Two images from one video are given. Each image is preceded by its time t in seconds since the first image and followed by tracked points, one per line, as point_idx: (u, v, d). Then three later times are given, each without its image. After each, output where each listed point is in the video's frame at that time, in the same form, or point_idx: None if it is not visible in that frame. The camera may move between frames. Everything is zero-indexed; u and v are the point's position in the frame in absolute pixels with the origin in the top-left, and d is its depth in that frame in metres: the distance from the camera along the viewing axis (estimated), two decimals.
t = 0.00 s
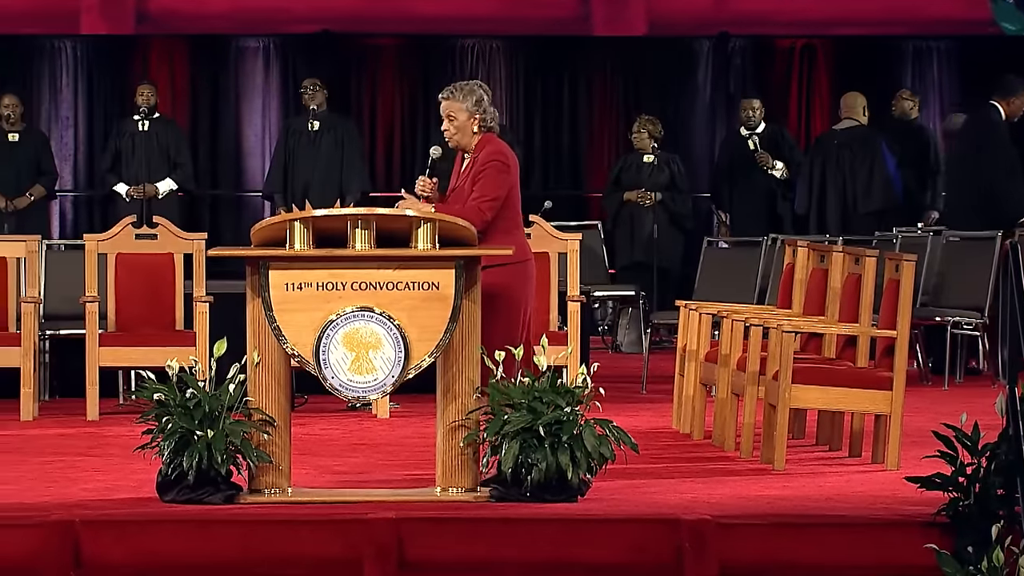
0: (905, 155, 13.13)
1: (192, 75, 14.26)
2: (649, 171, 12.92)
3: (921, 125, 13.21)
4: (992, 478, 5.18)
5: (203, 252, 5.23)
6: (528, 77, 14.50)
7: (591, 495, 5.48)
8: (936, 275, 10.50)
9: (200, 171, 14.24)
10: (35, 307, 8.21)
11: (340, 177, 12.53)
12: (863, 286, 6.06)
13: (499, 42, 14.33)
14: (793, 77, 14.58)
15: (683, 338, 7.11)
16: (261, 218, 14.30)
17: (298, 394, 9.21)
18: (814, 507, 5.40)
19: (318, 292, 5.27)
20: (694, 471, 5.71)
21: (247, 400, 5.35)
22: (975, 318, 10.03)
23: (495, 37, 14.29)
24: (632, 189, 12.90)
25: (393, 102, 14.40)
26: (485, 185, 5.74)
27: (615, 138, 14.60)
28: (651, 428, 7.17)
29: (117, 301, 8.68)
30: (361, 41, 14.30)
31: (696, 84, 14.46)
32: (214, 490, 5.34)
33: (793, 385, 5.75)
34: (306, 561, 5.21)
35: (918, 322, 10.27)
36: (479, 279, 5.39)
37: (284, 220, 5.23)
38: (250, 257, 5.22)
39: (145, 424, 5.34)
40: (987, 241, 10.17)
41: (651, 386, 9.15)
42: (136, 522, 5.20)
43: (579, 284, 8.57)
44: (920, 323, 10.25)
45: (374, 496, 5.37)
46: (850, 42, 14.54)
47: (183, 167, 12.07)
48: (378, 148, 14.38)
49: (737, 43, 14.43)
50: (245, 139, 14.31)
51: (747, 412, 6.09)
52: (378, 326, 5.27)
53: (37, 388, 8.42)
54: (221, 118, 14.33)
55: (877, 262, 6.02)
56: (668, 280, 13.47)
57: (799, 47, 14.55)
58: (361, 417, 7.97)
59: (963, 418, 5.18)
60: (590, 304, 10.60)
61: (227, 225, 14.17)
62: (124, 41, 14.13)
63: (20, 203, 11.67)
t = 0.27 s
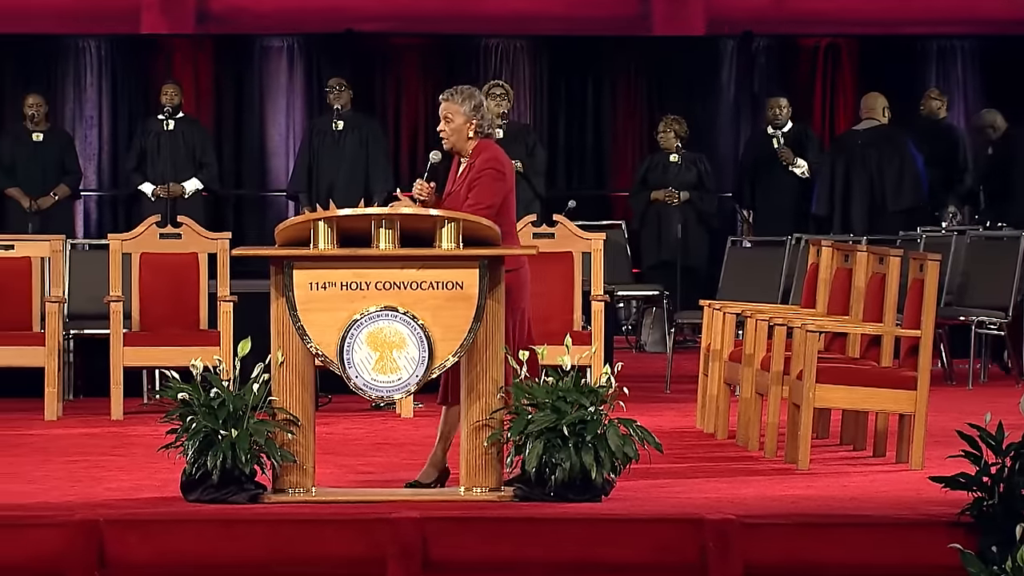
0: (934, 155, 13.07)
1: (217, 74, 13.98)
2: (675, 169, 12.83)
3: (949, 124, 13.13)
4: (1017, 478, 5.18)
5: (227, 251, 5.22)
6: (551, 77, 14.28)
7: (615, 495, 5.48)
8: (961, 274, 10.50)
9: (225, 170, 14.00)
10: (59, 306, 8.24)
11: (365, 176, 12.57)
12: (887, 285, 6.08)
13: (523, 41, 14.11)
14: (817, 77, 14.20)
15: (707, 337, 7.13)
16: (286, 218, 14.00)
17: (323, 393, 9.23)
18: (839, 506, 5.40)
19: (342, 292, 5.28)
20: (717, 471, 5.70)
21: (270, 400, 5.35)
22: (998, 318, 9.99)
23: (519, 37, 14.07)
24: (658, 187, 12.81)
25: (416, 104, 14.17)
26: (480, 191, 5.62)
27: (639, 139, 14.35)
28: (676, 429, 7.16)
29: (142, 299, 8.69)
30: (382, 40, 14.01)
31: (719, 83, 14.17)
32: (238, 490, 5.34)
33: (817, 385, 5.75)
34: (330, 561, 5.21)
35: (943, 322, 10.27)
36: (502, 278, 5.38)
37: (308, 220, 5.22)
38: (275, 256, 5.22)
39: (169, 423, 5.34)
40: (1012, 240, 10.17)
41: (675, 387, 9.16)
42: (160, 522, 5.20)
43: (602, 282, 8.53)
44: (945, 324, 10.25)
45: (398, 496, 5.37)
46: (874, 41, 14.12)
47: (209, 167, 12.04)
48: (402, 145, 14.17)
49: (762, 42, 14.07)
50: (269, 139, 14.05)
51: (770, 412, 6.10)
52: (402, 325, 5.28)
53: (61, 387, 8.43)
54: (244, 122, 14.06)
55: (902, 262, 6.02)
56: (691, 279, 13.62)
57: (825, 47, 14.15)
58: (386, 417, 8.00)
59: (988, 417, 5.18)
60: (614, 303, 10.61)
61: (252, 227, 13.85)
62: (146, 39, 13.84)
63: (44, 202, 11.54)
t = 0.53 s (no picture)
0: (960, 150, 13.21)
1: (243, 75, 13.93)
2: (701, 169, 12.88)
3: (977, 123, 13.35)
4: None
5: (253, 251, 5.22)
6: (577, 77, 14.22)
7: (640, 494, 5.47)
8: (986, 275, 10.48)
9: (251, 170, 13.94)
10: (85, 305, 8.27)
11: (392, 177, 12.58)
12: (913, 283, 6.09)
13: (549, 41, 14.05)
14: (842, 77, 14.01)
15: (732, 337, 7.17)
16: (311, 218, 13.96)
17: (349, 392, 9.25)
18: (863, 506, 5.38)
19: (367, 291, 5.28)
20: (742, 471, 5.70)
21: (296, 399, 5.36)
22: None
23: (544, 36, 14.01)
24: (686, 185, 12.84)
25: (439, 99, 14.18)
26: (475, 191, 5.62)
27: (664, 139, 14.28)
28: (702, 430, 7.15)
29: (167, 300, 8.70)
30: (412, 40, 14.04)
31: (744, 83, 14.05)
32: (264, 490, 5.33)
33: (842, 385, 5.77)
34: (354, 560, 5.21)
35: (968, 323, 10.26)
36: (528, 277, 5.37)
37: (333, 219, 5.22)
38: (300, 255, 5.21)
39: (195, 422, 5.35)
40: None
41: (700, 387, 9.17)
42: (185, 521, 5.20)
43: (627, 282, 8.53)
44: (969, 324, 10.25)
45: (422, 496, 5.37)
46: (898, 42, 13.97)
47: (236, 167, 11.95)
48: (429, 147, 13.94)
49: (788, 42, 13.90)
50: (295, 140, 14.00)
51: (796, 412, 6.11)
52: (427, 325, 5.27)
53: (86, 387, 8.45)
54: (271, 125, 13.97)
55: (927, 261, 6.05)
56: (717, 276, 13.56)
57: (849, 47, 13.99)
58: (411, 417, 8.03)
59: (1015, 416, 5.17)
60: (639, 302, 10.62)
61: (277, 225, 13.85)
62: (171, 41, 13.84)
63: (70, 201, 11.60)
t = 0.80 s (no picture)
0: (997, 150, 13.00)
1: (271, 75, 13.89)
2: (731, 168, 13.01)
3: (1000, 124, 13.12)
4: None
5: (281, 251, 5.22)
6: (605, 77, 14.15)
7: (669, 493, 5.47)
8: (1015, 274, 10.45)
9: (278, 169, 13.94)
10: (112, 305, 8.34)
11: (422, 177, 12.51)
12: (940, 282, 6.16)
13: (577, 40, 13.96)
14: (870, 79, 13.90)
15: (760, 336, 7.29)
16: (338, 217, 13.97)
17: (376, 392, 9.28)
18: (892, 506, 5.37)
19: (395, 290, 5.27)
20: (771, 472, 5.71)
21: (324, 399, 5.36)
22: None
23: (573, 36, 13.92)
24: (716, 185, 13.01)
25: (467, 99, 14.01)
26: (488, 191, 5.63)
27: (693, 139, 14.24)
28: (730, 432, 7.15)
29: (195, 299, 8.73)
30: (439, 39, 13.91)
31: (772, 82, 14.06)
32: (292, 488, 5.34)
33: (871, 384, 5.86)
34: (381, 560, 5.19)
35: (998, 321, 10.26)
36: (556, 276, 5.37)
37: (360, 218, 5.21)
38: (329, 254, 5.21)
39: (223, 422, 5.36)
40: None
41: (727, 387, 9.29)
42: (212, 519, 5.19)
43: (654, 282, 8.59)
44: (999, 322, 10.24)
45: (450, 495, 5.36)
46: (929, 41, 13.89)
47: (264, 166, 11.99)
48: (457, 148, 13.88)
49: (815, 41, 13.86)
50: (323, 139, 13.96)
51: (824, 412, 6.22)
52: (455, 324, 5.27)
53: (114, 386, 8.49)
54: (299, 125, 13.95)
55: (955, 260, 6.12)
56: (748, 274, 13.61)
57: (876, 47, 13.90)
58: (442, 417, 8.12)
59: None
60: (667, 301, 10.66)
61: (303, 224, 13.85)
62: (198, 40, 13.79)
63: (98, 199, 11.64)
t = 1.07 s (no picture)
0: None
1: (293, 71, 13.80)
2: (754, 167, 12.96)
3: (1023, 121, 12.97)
4: None
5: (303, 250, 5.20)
6: (628, 75, 14.06)
7: (691, 493, 5.46)
8: None
9: (300, 170, 13.77)
10: (134, 304, 8.35)
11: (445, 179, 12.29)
12: (963, 282, 6.26)
13: (599, 39, 13.84)
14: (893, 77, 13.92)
15: (782, 335, 7.42)
16: (361, 215, 13.81)
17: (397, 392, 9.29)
18: (916, 506, 5.36)
19: (417, 289, 5.27)
20: (795, 473, 5.73)
21: (346, 397, 5.35)
22: None
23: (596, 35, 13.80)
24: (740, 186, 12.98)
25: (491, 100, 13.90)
26: (500, 189, 5.63)
27: (715, 136, 14.19)
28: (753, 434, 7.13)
29: (218, 298, 8.75)
30: (461, 39, 13.77)
31: (794, 81, 14.00)
32: (313, 488, 5.34)
33: (893, 383, 5.96)
34: (403, 559, 5.17)
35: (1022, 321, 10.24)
36: (578, 275, 5.35)
37: (383, 217, 5.22)
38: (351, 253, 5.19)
39: (245, 421, 5.38)
40: None
41: (749, 386, 9.40)
42: (234, 519, 5.18)
43: (676, 281, 8.59)
44: None
45: (472, 493, 5.35)
46: (954, 39, 13.90)
47: (284, 166, 11.93)
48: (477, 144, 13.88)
49: (838, 40, 13.81)
50: (345, 138, 13.82)
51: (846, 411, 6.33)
52: (477, 323, 5.26)
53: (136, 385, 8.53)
54: (320, 125, 13.84)
55: (978, 259, 6.20)
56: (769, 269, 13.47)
57: (900, 45, 13.87)
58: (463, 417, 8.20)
59: None
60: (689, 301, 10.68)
61: (326, 224, 13.67)
62: (222, 38, 13.72)
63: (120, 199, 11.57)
